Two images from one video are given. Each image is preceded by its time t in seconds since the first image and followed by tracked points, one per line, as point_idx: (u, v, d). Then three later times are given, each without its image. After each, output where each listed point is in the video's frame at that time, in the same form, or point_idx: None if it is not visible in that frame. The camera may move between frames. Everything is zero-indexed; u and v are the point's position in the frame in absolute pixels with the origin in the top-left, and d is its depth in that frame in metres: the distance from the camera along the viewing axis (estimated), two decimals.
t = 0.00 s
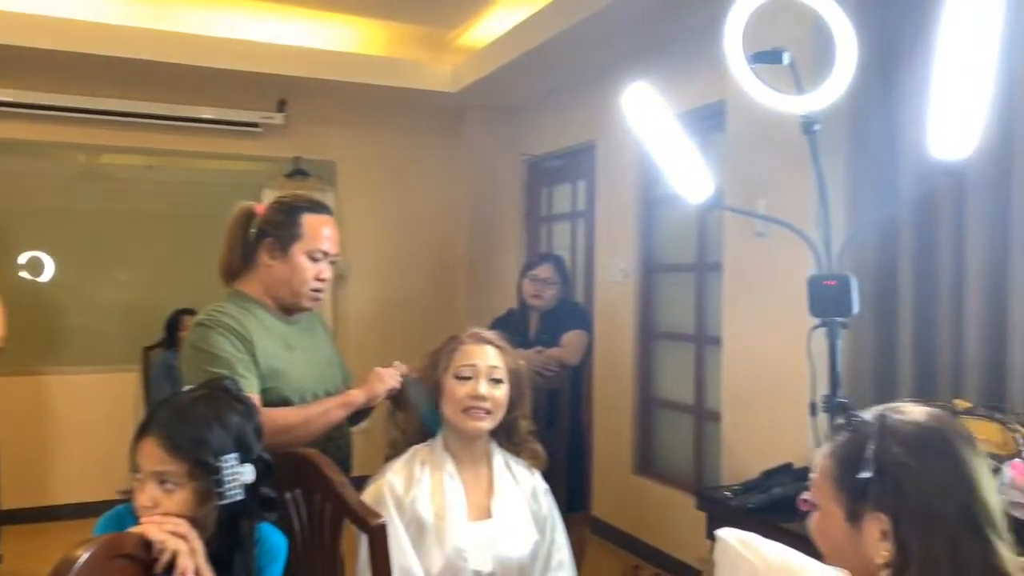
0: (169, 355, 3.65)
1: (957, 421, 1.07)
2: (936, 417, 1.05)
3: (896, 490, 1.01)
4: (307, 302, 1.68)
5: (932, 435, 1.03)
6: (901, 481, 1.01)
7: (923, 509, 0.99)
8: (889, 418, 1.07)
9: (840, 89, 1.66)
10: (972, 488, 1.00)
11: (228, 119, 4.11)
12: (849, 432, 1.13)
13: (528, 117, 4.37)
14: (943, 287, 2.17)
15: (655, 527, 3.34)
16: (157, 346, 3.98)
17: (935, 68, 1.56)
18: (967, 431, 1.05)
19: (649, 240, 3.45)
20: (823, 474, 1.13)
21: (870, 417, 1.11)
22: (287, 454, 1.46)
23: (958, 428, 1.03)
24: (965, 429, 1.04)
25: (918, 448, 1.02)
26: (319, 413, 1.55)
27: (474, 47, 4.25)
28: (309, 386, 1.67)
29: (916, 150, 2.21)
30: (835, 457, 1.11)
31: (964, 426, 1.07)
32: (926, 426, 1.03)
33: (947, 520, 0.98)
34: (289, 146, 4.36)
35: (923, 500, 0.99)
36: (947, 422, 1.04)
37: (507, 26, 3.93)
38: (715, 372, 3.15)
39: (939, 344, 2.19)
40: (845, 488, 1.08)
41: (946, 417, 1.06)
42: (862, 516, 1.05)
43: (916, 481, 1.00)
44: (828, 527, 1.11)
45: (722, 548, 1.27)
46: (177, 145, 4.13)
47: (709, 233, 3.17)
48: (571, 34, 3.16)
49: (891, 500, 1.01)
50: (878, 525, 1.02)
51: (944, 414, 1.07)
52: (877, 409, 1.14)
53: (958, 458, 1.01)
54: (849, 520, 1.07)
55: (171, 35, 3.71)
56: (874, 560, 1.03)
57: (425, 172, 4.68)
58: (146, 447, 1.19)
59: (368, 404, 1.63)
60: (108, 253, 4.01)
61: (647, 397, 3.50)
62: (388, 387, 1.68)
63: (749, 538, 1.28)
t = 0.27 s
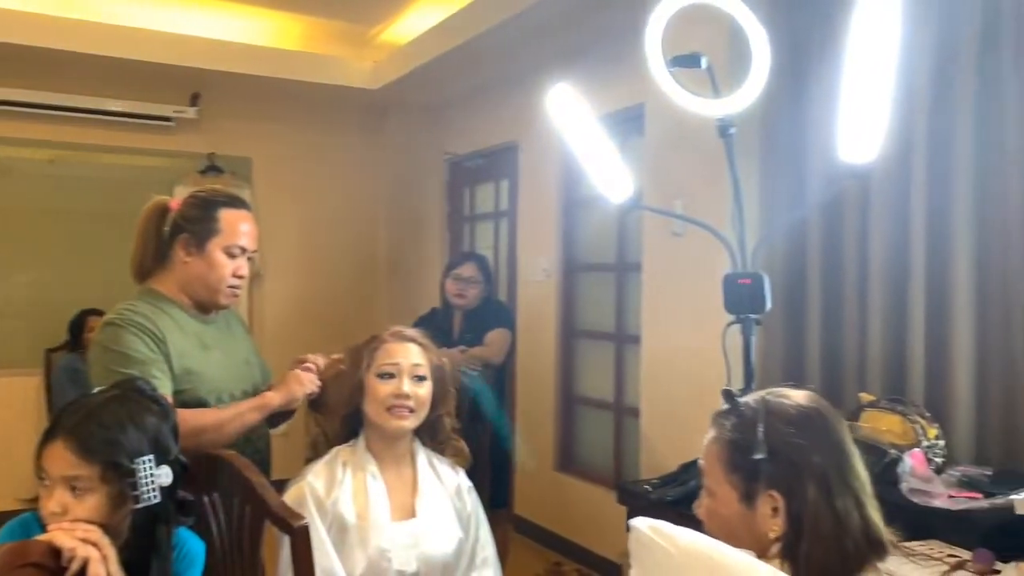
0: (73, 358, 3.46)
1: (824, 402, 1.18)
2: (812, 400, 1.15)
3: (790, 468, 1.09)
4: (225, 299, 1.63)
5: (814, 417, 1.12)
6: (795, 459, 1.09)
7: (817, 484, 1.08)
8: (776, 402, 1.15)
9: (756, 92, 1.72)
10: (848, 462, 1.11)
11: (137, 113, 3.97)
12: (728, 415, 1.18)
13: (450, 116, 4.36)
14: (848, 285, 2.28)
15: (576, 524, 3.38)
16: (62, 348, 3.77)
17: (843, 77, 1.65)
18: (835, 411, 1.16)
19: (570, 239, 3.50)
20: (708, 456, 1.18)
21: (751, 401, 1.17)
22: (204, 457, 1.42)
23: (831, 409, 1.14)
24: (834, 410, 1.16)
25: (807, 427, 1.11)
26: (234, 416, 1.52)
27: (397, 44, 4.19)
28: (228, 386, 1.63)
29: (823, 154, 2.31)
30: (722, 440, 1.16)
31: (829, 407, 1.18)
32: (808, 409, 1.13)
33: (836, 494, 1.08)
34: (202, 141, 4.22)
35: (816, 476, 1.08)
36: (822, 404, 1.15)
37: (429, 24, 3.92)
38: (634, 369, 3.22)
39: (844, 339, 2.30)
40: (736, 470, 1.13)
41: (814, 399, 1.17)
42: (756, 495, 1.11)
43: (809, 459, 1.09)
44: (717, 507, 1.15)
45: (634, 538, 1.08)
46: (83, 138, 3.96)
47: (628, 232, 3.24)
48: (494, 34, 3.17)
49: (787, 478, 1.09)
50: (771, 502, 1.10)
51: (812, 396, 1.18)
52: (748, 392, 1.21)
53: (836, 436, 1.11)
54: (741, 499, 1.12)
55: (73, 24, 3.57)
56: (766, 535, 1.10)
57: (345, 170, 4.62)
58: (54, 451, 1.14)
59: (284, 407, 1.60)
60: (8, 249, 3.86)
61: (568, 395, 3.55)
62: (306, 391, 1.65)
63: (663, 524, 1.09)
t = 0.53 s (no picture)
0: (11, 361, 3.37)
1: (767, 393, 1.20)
2: (755, 393, 1.18)
3: (736, 459, 1.12)
4: (174, 297, 1.60)
5: (757, 409, 1.15)
6: (740, 450, 1.12)
7: (762, 474, 1.10)
8: (720, 394, 1.17)
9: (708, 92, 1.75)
10: (790, 452, 1.14)
11: (76, 106, 3.87)
12: (675, 408, 1.21)
13: (400, 113, 4.33)
14: (794, 283, 2.34)
15: (527, 522, 3.40)
16: None
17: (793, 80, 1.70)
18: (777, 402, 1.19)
19: (521, 238, 3.52)
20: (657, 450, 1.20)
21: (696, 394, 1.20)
22: (153, 456, 1.40)
23: (774, 400, 1.17)
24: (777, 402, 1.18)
25: (750, 419, 1.13)
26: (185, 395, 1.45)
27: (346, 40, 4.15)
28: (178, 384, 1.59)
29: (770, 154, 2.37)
30: (670, 433, 1.18)
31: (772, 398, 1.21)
32: (752, 401, 1.15)
33: (780, 483, 1.11)
34: (145, 137, 4.12)
35: (760, 466, 1.11)
36: (764, 395, 1.18)
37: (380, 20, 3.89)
38: (585, 367, 3.25)
39: (790, 335, 2.35)
40: (684, 461, 1.16)
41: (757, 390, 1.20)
42: (703, 485, 1.14)
43: (753, 450, 1.11)
44: (666, 498, 1.18)
45: (590, 527, 1.08)
46: (19, 132, 3.84)
47: (578, 231, 3.26)
48: (446, 31, 3.17)
49: (733, 469, 1.12)
50: (718, 492, 1.13)
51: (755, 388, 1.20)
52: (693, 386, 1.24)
53: (777, 427, 1.14)
54: (689, 490, 1.15)
55: (8, 13, 3.45)
56: (714, 525, 1.13)
57: (293, 167, 4.55)
58: (30, 432, 1.25)
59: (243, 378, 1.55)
60: None
61: (520, 393, 3.57)
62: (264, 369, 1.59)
63: (619, 515, 1.10)
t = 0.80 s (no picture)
0: None
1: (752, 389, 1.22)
2: (741, 389, 1.19)
3: (724, 455, 1.13)
4: (156, 297, 1.59)
5: (744, 406, 1.16)
6: (728, 447, 1.13)
7: (750, 470, 1.12)
8: (707, 391, 1.18)
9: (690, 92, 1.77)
10: (776, 448, 1.15)
11: (51, 104, 3.82)
12: (661, 406, 1.22)
13: (380, 113, 4.32)
14: (773, 281, 2.37)
15: (509, 521, 3.41)
16: None
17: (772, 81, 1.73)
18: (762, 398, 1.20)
19: (502, 237, 3.53)
20: (644, 448, 1.21)
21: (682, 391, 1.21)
22: (137, 457, 1.39)
23: (759, 397, 1.18)
24: (762, 398, 1.20)
25: (737, 415, 1.14)
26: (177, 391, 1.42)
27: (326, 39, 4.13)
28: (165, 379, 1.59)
29: (749, 154, 2.39)
30: (657, 431, 1.19)
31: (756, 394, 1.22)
32: (737, 398, 1.16)
33: (768, 478, 1.12)
34: (122, 136, 4.09)
35: (748, 462, 1.12)
36: (749, 392, 1.19)
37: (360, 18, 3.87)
38: (566, 366, 3.26)
39: (770, 333, 2.38)
40: (672, 459, 1.17)
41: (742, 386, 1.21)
42: (691, 483, 1.15)
43: (741, 446, 1.12)
44: (653, 496, 1.19)
45: (579, 522, 1.10)
46: None
47: (559, 230, 3.28)
48: (426, 31, 3.17)
49: (721, 466, 1.13)
50: (706, 489, 1.14)
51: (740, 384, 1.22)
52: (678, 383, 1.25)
53: (763, 422, 1.15)
54: (677, 487, 1.16)
55: None
56: (704, 521, 1.14)
57: (272, 167, 4.53)
58: (52, 425, 1.29)
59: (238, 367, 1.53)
60: None
61: (501, 392, 3.57)
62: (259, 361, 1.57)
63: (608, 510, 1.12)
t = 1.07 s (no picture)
0: None
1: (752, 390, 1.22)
2: (740, 390, 1.19)
3: (725, 458, 1.13)
4: (152, 299, 1.58)
5: (743, 408, 1.16)
6: (728, 449, 1.13)
7: (751, 473, 1.12)
8: (706, 393, 1.19)
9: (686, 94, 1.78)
10: (776, 450, 1.16)
11: (42, 106, 3.81)
12: (660, 408, 1.22)
13: (373, 115, 4.32)
14: (767, 283, 2.38)
15: (503, 522, 3.41)
16: None
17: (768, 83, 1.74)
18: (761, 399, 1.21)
19: (496, 239, 3.53)
20: (644, 451, 1.21)
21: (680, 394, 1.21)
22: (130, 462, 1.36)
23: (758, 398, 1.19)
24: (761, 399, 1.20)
25: (736, 418, 1.15)
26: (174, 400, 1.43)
27: (319, 41, 4.13)
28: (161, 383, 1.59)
29: (743, 156, 2.40)
30: (657, 433, 1.20)
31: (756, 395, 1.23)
32: (736, 400, 1.17)
33: (768, 481, 1.13)
34: (114, 137, 4.07)
35: (749, 465, 1.13)
36: (748, 394, 1.20)
37: (355, 17, 3.85)
38: (561, 368, 3.27)
39: (764, 334, 2.39)
40: (672, 462, 1.17)
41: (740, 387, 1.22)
42: (692, 486, 1.15)
43: (742, 448, 1.13)
44: (652, 499, 1.19)
45: (578, 524, 1.14)
46: None
47: (553, 232, 3.28)
48: (421, 32, 3.17)
49: (722, 468, 1.13)
50: (707, 492, 1.14)
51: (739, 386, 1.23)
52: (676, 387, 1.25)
53: (762, 424, 1.16)
54: (678, 491, 1.16)
55: None
56: (705, 525, 1.14)
57: (265, 169, 4.52)
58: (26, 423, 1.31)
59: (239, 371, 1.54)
60: None
61: (495, 394, 3.57)
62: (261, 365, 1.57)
63: (606, 512, 1.16)
